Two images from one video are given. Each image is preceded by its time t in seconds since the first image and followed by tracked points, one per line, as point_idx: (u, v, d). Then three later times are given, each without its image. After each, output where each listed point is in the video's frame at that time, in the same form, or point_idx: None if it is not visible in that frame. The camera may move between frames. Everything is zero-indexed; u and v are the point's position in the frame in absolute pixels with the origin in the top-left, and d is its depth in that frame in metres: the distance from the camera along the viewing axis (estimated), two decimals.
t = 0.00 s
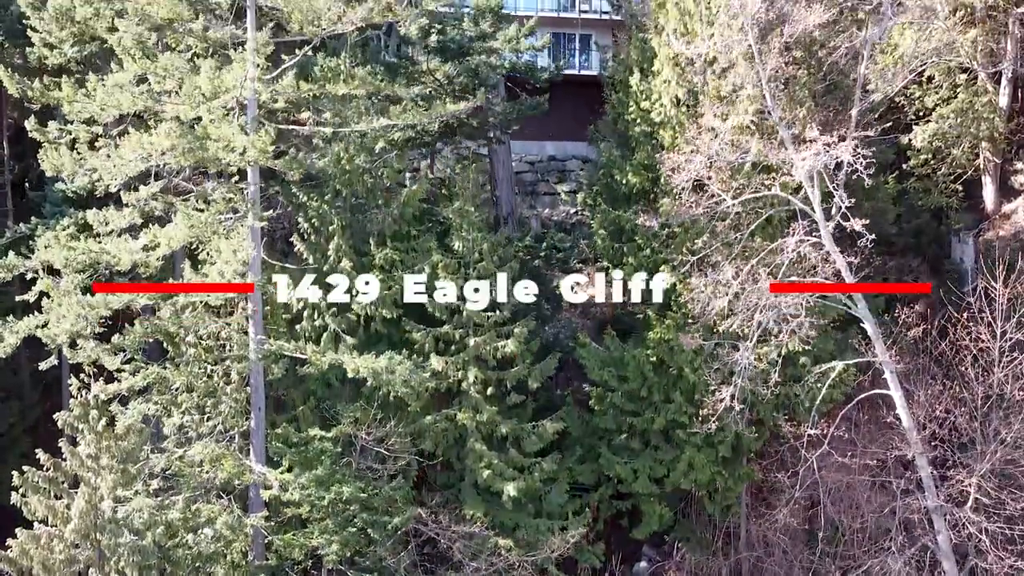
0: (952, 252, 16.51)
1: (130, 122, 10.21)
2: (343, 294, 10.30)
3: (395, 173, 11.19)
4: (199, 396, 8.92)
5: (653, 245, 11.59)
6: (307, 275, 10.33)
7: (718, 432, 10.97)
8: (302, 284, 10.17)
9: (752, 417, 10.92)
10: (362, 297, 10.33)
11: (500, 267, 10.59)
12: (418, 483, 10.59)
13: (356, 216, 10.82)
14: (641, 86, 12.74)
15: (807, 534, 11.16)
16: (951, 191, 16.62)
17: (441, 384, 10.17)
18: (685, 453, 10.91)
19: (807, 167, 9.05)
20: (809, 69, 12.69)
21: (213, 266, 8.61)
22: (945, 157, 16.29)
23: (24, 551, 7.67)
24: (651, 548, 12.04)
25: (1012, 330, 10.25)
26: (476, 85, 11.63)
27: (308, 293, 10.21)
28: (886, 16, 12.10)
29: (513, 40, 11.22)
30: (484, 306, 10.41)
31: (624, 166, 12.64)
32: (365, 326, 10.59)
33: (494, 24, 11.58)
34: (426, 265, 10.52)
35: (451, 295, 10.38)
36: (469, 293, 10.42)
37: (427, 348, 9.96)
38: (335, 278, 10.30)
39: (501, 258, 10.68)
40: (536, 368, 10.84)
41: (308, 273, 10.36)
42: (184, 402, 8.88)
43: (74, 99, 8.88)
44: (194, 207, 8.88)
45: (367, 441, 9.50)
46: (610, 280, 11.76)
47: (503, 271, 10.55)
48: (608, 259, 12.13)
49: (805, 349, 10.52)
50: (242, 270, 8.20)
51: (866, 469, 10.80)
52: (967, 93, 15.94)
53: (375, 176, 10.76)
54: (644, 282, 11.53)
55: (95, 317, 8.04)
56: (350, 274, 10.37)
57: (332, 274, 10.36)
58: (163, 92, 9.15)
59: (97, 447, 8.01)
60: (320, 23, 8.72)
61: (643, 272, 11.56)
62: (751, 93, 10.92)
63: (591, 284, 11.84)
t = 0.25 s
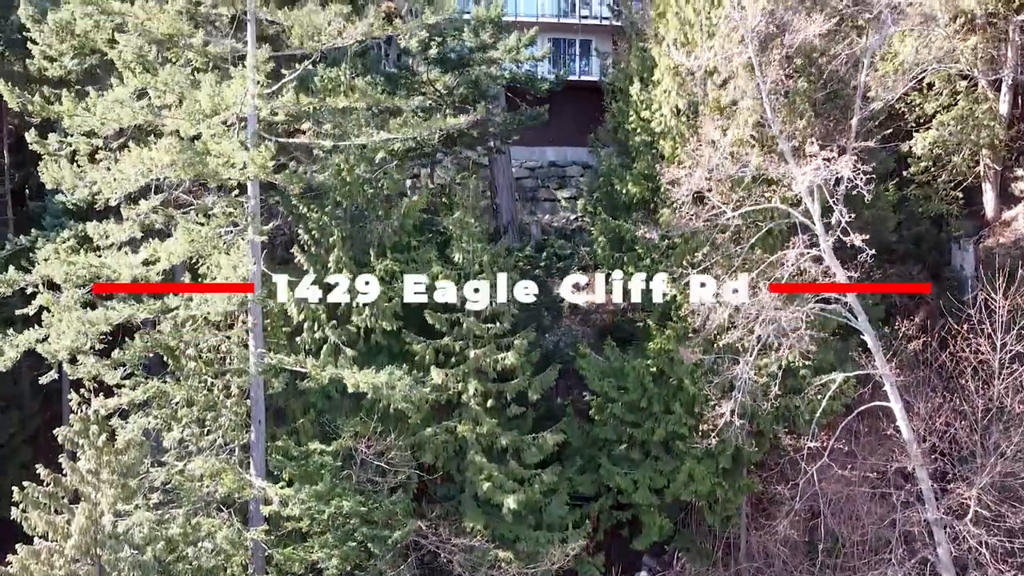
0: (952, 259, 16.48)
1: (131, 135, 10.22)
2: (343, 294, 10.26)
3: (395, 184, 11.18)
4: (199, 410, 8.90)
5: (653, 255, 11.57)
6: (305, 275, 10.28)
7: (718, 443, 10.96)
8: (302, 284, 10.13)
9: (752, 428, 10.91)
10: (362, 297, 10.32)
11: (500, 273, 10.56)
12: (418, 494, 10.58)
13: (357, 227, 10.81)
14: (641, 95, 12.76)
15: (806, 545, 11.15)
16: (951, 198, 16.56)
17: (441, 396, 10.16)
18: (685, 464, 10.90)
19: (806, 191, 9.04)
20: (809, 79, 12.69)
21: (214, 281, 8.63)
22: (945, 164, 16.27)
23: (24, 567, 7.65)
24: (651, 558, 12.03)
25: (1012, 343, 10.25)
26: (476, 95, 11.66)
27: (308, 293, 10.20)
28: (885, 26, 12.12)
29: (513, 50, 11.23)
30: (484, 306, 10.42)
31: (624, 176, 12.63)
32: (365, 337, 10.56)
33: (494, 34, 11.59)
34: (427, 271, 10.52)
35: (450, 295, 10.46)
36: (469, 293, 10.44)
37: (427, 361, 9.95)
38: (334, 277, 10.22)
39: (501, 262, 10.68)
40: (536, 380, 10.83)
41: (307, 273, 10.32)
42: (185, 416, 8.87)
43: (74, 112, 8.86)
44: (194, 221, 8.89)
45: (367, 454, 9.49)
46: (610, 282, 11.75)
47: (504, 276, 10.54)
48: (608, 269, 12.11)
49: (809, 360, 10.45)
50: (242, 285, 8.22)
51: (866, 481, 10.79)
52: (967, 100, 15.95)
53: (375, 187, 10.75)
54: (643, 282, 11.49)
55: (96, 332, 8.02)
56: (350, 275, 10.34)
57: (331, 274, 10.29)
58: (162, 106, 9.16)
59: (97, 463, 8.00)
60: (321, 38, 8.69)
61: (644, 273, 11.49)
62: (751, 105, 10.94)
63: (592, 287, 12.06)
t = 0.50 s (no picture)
0: (953, 267, 16.47)
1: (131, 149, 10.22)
2: (343, 294, 10.30)
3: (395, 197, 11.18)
4: (199, 426, 8.90)
5: (654, 267, 11.59)
6: (306, 275, 10.44)
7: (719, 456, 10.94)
8: (302, 284, 10.28)
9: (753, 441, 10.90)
10: (361, 297, 10.34)
11: (500, 276, 10.60)
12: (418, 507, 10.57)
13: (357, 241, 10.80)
14: (642, 106, 12.77)
15: (807, 558, 11.13)
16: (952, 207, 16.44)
17: (441, 410, 10.15)
18: (685, 477, 10.89)
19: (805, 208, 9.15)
20: (809, 90, 12.69)
21: (216, 298, 8.69)
22: (945, 173, 16.26)
23: None
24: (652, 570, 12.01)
25: (1012, 357, 10.26)
26: (476, 106, 11.68)
27: (308, 292, 10.33)
28: (886, 36, 12.10)
29: (513, 61, 11.15)
30: (484, 305, 10.46)
31: (625, 187, 12.63)
32: (366, 350, 10.54)
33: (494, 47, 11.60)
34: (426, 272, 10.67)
35: (451, 295, 10.47)
36: (469, 293, 10.46)
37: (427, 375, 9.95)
38: (334, 277, 10.31)
39: (501, 272, 10.69)
40: (536, 392, 10.83)
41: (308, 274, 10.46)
42: (185, 431, 8.86)
43: (74, 128, 8.86)
44: (194, 236, 8.89)
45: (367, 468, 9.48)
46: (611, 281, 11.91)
47: (504, 275, 10.59)
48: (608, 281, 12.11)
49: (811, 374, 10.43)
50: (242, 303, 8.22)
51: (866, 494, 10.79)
52: (967, 108, 15.97)
53: (376, 200, 10.76)
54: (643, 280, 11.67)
55: (96, 350, 7.98)
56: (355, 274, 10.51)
57: (331, 274, 10.39)
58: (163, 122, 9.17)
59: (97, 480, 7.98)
60: (321, 56, 8.73)
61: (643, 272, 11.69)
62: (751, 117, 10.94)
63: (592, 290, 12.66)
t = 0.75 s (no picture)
0: (953, 274, 16.47)
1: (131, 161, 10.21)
2: (342, 295, 10.29)
3: (395, 207, 11.16)
4: (200, 439, 8.88)
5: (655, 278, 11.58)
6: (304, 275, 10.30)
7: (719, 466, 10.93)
8: (301, 283, 10.13)
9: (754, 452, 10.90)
10: (361, 297, 10.38)
11: (500, 277, 10.63)
12: (419, 517, 10.57)
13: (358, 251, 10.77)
14: (642, 115, 12.77)
15: (807, 568, 11.13)
16: (952, 213, 16.46)
17: (442, 421, 10.15)
18: (686, 487, 10.90)
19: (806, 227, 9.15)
20: (809, 100, 12.68)
21: (216, 313, 8.72)
22: (946, 180, 16.23)
23: None
24: None
25: (1013, 370, 10.26)
26: (476, 116, 11.68)
27: (308, 293, 10.21)
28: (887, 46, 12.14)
29: (513, 70, 11.27)
30: (484, 306, 10.41)
31: (625, 196, 12.62)
32: (366, 362, 10.52)
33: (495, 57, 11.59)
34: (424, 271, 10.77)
35: (450, 295, 10.45)
36: (469, 293, 10.38)
37: (428, 387, 9.94)
38: (333, 277, 10.27)
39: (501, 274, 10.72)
40: (537, 403, 10.83)
41: (307, 273, 10.34)
42: (185, 445, 8.85)
43: (75, 142, 8.88)
44: (194, 250, 8.89)
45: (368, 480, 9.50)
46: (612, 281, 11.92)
47: (503, 277, 10.62)
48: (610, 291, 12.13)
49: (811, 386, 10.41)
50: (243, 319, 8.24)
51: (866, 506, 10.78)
52: (968, 115, 15.94)
53: (376, 211, 10.75)
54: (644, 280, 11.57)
55: (97, 366, 7.97)
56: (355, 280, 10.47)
57: (331, 274, 10.36)
58: (163, 135, 9.17)
59: (98, 494, 7.99)
60: (321, 70, 8.71)
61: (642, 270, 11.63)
62: (751, 128, 10.94)
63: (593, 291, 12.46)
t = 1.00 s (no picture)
0: (954, 282, 16.47)
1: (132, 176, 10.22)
2: (338, 295, 10.25)
3: (396, 220, 11.16)
4: (201, 455, 8.88)
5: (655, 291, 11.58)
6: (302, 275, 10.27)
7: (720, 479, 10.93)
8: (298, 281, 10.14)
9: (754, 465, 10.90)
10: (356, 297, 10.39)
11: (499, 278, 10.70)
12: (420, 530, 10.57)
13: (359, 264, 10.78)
14: (643, 126, 12.79)
15: None
16: (952, 222, 16.38)
17: (442, 435, 10.15)
18: (686, 500, 10.90)
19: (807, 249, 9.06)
20: (809, 111, 12.69)
21: (216, 330, 8.73)
22: (946, 189, 16.18)
23: None
24: None
25: (1013, 384, 10.26)
26: (477, 129, 11.71)
27: (303, 292, 10.22)
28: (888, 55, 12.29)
29: (514, 82, 11.45)
30: (483, 305, 10.42)
31: (626, 207, 12.63)
32: (366, 375, 10.52)
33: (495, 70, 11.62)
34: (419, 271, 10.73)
35: (449, 295, 10.47)
36: (468, 293, 10.41)
37: (429, 401, 9.94)
38: (329, 277, 10.24)
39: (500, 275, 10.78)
40: (537, 416, 10.83)
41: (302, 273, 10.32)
42: (186, 461, 8.85)
43: (76, 158, 8.89)
44: (195, 266, 8.91)
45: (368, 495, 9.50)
46: (615, 281, 12.02)
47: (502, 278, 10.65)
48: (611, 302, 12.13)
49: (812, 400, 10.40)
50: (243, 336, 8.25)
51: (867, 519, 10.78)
52: (968, 123, 16.00)
53: (376, 223, 10.77)
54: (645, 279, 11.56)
55: (97, 385, 7.99)
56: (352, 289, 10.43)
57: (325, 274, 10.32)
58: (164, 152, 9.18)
59: (99, 511, 8.00)
60: (322, 88, 8.73)
61: (641, 272, 11.59)
62: (752, 141, 10.95)
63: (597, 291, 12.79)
